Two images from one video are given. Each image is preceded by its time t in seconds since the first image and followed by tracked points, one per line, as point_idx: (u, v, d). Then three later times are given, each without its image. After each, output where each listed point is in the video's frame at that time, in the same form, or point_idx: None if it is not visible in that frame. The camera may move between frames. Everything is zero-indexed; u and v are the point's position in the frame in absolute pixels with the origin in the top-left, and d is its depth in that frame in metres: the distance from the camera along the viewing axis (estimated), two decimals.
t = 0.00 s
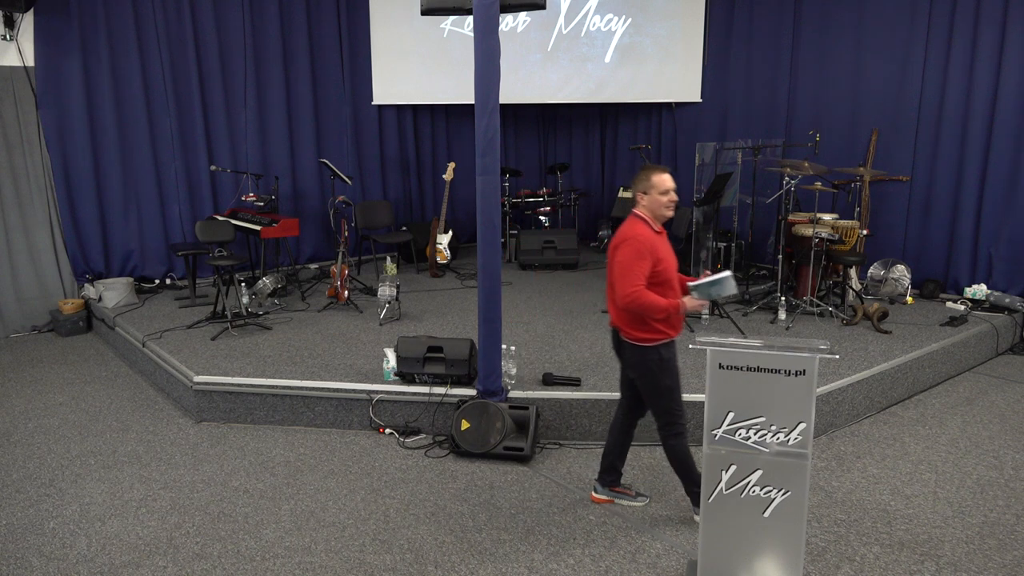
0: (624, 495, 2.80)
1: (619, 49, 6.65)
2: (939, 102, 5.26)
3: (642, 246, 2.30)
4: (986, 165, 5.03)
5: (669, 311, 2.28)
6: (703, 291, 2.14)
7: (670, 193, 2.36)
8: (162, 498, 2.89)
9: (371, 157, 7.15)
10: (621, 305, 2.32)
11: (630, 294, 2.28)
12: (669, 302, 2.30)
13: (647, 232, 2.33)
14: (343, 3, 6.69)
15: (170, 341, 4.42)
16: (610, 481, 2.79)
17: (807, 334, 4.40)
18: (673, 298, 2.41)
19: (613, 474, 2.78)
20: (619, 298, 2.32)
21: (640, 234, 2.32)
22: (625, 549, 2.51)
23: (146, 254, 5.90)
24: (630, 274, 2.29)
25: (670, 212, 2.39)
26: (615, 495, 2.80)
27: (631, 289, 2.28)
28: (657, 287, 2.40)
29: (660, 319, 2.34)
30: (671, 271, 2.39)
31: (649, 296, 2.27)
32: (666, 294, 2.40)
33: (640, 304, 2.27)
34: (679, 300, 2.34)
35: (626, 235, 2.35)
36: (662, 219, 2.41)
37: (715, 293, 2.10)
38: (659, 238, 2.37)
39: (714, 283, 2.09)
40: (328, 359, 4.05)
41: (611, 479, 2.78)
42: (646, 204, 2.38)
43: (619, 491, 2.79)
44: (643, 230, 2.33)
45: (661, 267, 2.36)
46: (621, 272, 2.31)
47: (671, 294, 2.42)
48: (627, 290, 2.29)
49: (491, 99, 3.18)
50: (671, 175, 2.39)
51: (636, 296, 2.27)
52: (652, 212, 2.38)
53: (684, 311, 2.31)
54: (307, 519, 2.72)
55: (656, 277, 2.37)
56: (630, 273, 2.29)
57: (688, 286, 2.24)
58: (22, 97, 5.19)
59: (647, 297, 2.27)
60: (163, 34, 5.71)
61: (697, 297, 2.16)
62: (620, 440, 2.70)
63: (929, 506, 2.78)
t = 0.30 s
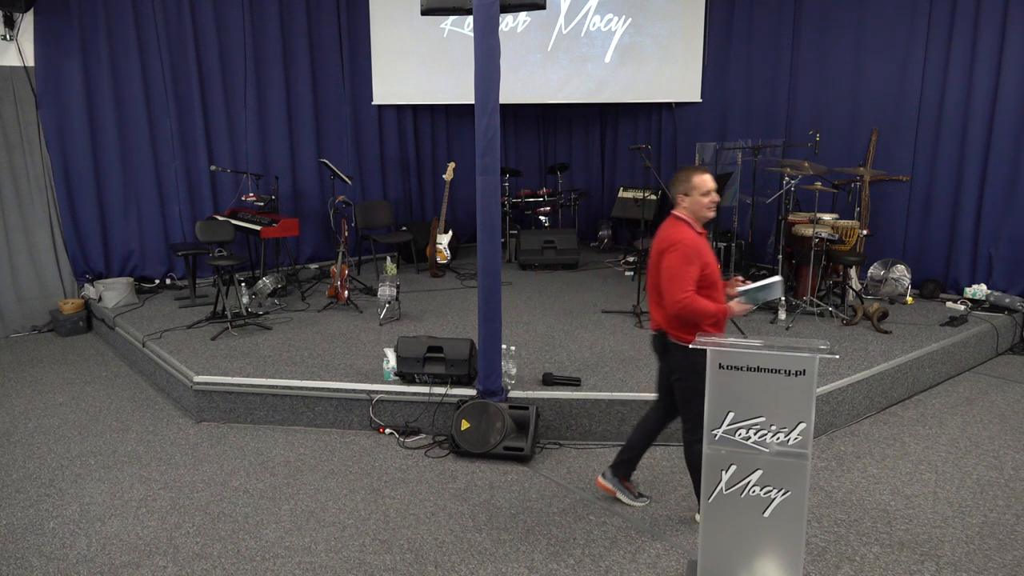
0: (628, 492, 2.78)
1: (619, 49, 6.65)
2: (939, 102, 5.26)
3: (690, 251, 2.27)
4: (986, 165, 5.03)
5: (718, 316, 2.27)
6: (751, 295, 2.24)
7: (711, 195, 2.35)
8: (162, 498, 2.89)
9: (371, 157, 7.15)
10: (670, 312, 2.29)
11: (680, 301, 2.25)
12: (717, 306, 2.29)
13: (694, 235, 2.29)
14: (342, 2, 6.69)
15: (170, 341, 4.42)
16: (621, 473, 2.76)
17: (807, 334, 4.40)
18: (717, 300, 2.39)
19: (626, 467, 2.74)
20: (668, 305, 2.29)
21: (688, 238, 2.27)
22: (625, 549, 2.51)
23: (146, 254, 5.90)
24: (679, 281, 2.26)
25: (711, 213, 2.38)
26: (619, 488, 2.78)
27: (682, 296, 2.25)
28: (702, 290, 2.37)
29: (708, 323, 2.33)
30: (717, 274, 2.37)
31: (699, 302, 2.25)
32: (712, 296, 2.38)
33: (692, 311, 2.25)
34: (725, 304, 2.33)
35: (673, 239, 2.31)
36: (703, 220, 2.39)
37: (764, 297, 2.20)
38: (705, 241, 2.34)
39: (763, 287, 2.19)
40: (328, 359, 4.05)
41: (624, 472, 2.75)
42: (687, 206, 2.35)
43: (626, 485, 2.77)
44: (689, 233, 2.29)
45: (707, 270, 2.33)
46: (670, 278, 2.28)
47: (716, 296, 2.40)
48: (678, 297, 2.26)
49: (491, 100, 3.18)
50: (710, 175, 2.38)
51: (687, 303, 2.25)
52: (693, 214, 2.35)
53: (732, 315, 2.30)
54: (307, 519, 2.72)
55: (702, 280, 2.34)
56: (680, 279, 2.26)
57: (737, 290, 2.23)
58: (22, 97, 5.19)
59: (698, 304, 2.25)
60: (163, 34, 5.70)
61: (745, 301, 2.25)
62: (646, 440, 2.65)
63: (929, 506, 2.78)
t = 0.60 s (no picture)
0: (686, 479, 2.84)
1: (620, 49, 6.65)
2: (939, 102, 5.26)
3: (732, 253, 2.26)
4: (986, 165, 5.03)
5: (762, 317, 2.26)
6: (792, 294, 2.11)
7: (749, 195, 2.35)
8: (162, 498, 2.89)
9: (371, 157, 7.15)
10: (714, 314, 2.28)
11: (725, 303, 2.24)
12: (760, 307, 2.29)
13: (734, 237, 2.30)
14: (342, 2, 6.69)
15: (170, 341, 4.42)
16: (681, 465, 2.76)
17: (807, 335, 4.40)
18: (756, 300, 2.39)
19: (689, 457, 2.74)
20: (712, 307, 2.28)
21: (729, 239, 2.27)
22: (625, 549, 2.51)
23: (146, 254, 5.90)
24: (723, 283, 2.25)
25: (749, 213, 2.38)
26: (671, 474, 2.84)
27: (726, 298, 2.24)
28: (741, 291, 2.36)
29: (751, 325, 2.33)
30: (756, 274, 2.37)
31: (744, 303, 2.24)
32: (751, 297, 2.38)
33: (736, 313, 2.24)
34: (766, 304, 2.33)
35: (713, 241, 2.30)
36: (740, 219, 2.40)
37: (804, 297, 2.08)
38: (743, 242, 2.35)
39: (803, 287, 2.07)
40: (328, 359, 4.05)
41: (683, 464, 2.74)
42: (724, 207, 2.35)
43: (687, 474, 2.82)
44: (729, 235, 2.29)
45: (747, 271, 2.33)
46: (713, 280, 2.26)
47: (754, 297, 2.41)
48: (722, 299, 2.25)
49: (491, 100, 3.18)
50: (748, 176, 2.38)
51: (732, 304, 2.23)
52: (730, 214, 2.35)
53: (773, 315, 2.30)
54: (307, 518, 2.72)
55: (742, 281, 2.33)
56: (724, 281, 2.25)
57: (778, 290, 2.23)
58: (23, 97, 5.19)
59: (743, 305, 2.24)
60: (163, 33, 5.70)
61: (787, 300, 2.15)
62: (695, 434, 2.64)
63: (928, 506, 2.78)
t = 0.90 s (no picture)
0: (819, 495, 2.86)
1: (620, 49, 6.66)
2: (939, 102, 5.26)
3: (765, 254, 2.27)
4: (986, 165, 5.03)
5: (795, 318, 2.27)
6: (827, 296, 2.15)
7: (784, 196, 2.36)
8: (163, 498, 2.89)
9: (371, 157, 7.15)
10: (746, 315, 2.28)
11: (757, 304, 2.25)
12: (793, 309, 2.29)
13: (766, 238, 2.31)
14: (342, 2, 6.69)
15: (170, 341, 4.42)
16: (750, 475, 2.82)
17: (807, 335, 4.40)
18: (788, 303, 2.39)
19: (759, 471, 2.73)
20: (744, 309, 2.28)
21: (761, 240, 2.29)
22: (625, 549, 2.51)
23: (146, 254, 5.90)
24: (755, 283, 2.26)
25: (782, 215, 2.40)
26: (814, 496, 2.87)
27: (759, 298, 2.25)
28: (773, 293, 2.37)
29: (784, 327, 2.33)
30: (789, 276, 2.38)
31: (776, 304, 2.25)
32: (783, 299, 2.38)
33: (769, 314, 2.24)
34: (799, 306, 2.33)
35: (745, 242, 2.31)
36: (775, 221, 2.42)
37: (838, 298, 2.12)
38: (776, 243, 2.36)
39: (838, 289, 2.11)
40: (328, 359, 4.05)
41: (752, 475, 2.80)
42: (758, 208, 2.37)
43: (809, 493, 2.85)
44: (762, 236, 2.31)
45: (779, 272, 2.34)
46: (746, 281, 2.28)
47: (786, 299, 2.42)
48: (755, 300, 2.25)
49: (491, 100, 3.18)
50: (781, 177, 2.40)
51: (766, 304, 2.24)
52: (764, 215, 2.37)
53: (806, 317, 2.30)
54: (307, 518, 2.72)
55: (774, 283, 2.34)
56: (756, 282, 2.26)
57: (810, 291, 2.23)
58: (23, 97, 5.19)
59: (775, 306, 2.24)
60: (164, 33, 5.70)
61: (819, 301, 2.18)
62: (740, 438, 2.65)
63: (928, 506, 2.78)
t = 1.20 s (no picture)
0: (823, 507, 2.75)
1: (620, 49, 6.66)
2: (939, 102, 5.25)
3: (793, 250, 2.32)
4: (986, 165, 5.03)
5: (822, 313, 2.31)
6: (860, 293, 2.17)
7: (824, 193, 2.34)
8: (163, 498, 2.89)
9: (371, 157, 7.14)
10: (772, 308, 2.35)
11: (781, 298, 2.31)
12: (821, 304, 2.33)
13: (798, 234, 2.34)
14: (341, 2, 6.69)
15: (170, 341, 4.42)
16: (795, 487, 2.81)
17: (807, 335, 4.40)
18: (823, 298, 2.42)
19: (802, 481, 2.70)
20: (769, 302, 2.36)
21: (791, 236, 2.33)
22: (625, 549, 2.50)
23: (146, 254, 5.90)
24: (781, 278, 2.32)
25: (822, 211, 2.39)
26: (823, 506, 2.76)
27: (783, 293, 2.31)
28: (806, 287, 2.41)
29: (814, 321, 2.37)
30: (824, 271, 2.40)
31: (803, 299, 2.30)
32: (817, 293, 2.41)
33: (792, 308, 2.31)
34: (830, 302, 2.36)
35: (775, 237, 2.36)
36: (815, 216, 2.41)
37: (873, 295, 2.14)
38: (811, 239, 2.38)
39: (872, 286, 2.13)
40: (328, 359, 4.05)
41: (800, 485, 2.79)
42: (796, 205, 2.37)
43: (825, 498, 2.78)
44: (793, 232, 2.34)
45: (811, 268, 2.37)
46: (772, 276, 2.34)
47: (823, 294, 2.43)
48: (778, 294, 2.32)
49: (490, 100, 3.18)
50: (821, 174, 2.34)
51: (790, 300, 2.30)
52: (802, 212, 2.37)
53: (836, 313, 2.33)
54: (307, 518, 2.72)
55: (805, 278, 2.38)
56: (781, 277, 2.32)
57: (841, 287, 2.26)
58: (23, 97, 5.19)
59: (800, 301, 2.30)
60: (163, 33, 5.70)
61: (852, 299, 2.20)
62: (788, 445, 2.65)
63: (928, 506, 2.78)
